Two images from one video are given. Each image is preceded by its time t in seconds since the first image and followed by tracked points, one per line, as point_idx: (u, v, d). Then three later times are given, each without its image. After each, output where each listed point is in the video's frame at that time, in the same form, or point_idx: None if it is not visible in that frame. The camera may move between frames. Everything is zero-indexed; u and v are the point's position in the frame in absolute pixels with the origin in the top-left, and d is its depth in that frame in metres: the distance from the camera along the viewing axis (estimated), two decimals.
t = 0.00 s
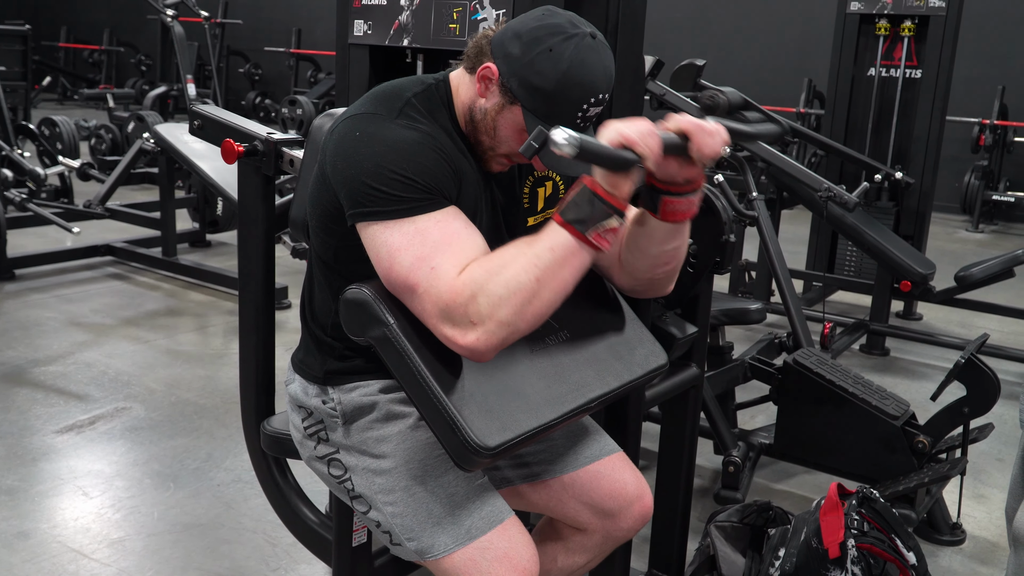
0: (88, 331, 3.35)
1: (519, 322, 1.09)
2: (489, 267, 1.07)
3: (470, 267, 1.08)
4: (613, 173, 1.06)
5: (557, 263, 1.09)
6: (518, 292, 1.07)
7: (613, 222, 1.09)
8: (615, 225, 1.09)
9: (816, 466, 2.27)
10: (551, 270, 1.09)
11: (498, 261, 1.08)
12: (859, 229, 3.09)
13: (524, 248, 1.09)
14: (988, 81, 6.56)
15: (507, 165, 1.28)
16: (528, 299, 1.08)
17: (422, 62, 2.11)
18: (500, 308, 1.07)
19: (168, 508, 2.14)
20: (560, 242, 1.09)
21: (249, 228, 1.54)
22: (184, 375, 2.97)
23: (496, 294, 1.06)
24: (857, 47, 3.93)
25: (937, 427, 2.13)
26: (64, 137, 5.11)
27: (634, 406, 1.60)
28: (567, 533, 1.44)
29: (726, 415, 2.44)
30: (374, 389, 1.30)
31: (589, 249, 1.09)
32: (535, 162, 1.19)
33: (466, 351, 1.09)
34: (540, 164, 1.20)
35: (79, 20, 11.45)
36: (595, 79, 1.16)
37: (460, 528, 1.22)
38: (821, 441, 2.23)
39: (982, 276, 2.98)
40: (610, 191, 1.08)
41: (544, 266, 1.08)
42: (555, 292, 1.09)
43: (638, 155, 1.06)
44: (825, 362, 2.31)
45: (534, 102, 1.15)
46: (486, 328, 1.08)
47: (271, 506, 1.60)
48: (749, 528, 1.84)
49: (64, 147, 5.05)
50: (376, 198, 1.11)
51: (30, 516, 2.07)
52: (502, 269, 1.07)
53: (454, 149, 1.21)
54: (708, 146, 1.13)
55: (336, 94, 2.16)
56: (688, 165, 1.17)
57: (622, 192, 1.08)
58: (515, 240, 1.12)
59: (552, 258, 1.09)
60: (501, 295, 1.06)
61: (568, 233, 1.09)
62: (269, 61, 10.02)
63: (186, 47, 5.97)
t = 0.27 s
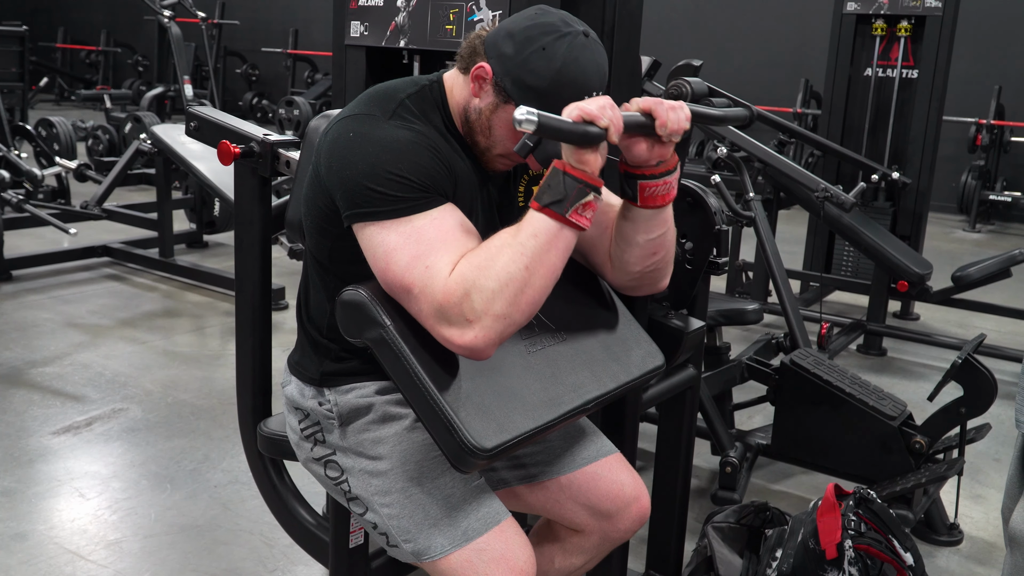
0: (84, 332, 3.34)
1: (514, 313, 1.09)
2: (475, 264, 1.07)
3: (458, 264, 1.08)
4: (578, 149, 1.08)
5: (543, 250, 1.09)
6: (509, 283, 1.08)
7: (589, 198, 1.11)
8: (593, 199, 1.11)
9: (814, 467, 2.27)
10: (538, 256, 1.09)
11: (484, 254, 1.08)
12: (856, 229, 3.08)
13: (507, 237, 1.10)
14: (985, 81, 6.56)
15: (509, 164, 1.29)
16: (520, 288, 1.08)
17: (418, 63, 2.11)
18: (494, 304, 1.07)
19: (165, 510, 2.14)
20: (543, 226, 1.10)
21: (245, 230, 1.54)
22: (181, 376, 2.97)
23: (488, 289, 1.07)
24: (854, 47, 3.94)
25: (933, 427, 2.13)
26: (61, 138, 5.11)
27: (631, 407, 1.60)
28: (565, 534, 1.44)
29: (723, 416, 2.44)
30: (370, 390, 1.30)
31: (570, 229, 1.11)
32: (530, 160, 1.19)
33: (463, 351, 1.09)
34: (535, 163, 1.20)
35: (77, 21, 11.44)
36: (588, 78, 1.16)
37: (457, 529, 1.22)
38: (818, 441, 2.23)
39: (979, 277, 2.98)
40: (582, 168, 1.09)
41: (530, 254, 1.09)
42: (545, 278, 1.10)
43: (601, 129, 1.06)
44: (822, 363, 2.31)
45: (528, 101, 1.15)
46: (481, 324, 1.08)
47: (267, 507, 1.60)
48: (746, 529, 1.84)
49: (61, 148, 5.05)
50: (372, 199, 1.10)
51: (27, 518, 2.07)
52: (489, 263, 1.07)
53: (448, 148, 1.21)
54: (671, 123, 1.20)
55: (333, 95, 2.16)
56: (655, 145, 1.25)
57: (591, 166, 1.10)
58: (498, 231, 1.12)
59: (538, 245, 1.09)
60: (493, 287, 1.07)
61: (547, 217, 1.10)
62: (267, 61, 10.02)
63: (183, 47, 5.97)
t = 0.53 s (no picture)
0: (83, 334, 3.34)
1: (513, 340, 1.09)
2: (499, 283, 1.07)
3: (474, 276, 1.08)
4: (642, 224, 1.08)
5: (564, 290, 1.10)
6: (518, 312, 1.07)
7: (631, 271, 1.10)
8: (632, 278, 1.10)
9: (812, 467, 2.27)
10: (557, 297, 1.09)
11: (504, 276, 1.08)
12: (854, 229, 3.08)
13: (541, 270, 1.10)
14: (982, 81, 6.57)
15: (508, 164, 1.28)
16: (528, 320, 1.08)
17: (415, 63, 2.11)
18: (497, 322, 1.07)
19: (163, 510, 2.14)
20: (577, 275, 1.10)
21: (243, 230, 1.54)
22: (180, 377, 2.97)
23: (495, 307, 1.07)
24: (852, 47, 3.94)
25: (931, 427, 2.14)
26: (59, 140, 5.11)
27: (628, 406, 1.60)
28: (563, 534, 1.44)
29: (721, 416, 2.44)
30: (368, 390, 1.30)
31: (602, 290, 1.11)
32: (528, 158, 1.19)
33: (460, 356, 1.09)
34: (534, 161, 1.20)
35: (74, 23, 11.43)
36: (585, 74, 1.16)
37: (455, 529, 1.22)
38: (816, 441, 2.24)
39: (977, 277, 2.99)
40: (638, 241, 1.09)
41: (552, 293, 1.09)
42: (556, 319, 1.10)
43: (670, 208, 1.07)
44: (821, 363, 2.32)
45: (525, 99, 1.15)
46: (481, 337, 1.07)
47: (265, 507, 1.60)
48: (745, 529, 1.84)
49: (59, 150, 5.05)
50: (369, 199, 1.11)
51: (25, 519, 2.07)
52: (506, 285, 1.08)
53: (446, 149, 1.21)
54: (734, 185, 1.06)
55: (331, 95, 2.16)
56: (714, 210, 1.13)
57: (648, 241, 1.09)
58: (527, 258, 1.12)
59: (560, 284, 1.09)
60: (501, 311, 1.07)
61: (583, 267, 1.09)
62: (265, 63, 10.02)
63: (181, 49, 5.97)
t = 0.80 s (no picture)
0: (82, 332, 3.34)
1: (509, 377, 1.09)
2: (540, 332, 1.08)
3: (499, 304, 1.09)
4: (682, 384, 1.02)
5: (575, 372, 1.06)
6: (527, 355, 1.07)
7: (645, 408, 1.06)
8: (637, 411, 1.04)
9: (810, 466, 2.27)
10: (568, 371, 1.06)
11: (534, 326, 1.09)
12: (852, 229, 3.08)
13: (581, 344, 1.08)
14: (982, 82, 6.58)
15: (507, 160, 1.27)
16: (529, 368, 1.08)
17: (414, 62, 2.11)
18: (504, 350, 1.08)
19: (162, 508, 2.14)
20: (596, 368, 1.05)
21: (241, 228, 1.54)
22: (179, 375, 2.97)
23: (508, 337, 1.08)
24: (851, 47, 3.94)
25: (930, 426, 2.14)
26: (58, 138, 5.11)
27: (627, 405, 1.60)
28: (562, 532, 1.44)
29: (720, 415, 2.45)
30: (367, 387, 1.30)
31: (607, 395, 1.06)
32: (527, 153, 1.19)
33: (463, 358, 1.10)
34: (533, 156, 1.20)
35: (73, 22, 11.43)
36: (582, 68, 1.15)
37: (454, 526, 1.22)
38: (814, 440, 2.24)
39: (976, 277, 2.98)
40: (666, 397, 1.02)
41: (566, 363, 1.06)
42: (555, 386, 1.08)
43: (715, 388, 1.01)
44: (819, 362, 2.32)
45: (521, 93, 1.15)
46: (484, 353, 1.08)
47: (264, 504, 1.60)
48: (743, 527, 1.84)
49: (58, 148, 5.04)
50: (371, 197, 1.11)
51: (24, 516, 2.07)
52: (531, 331, 1.08)
53: (449, 149, 1.21)
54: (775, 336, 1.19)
55: (330, 94, 2.16)
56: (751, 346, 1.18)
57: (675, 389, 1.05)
58: (580, 329, 1.10)
59: (576, 366, 1.06)
60: (511, 345, 1.07)
61: (605, 368, 1.05)
62: (264, 62, 10.02)
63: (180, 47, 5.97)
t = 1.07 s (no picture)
0: (81, 330, 3.34)
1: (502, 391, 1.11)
2: (547, 361, 1.10)
3: (513, 320, 1.11)
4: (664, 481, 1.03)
5: (566, 414, 1.09)
6: (527, 377, 1.10)
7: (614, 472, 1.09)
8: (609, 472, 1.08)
9: (809, 463, 2.27)
10: (557, 411, 1.09)
11: (546, 352, 1.11)
12: (852, 226, 3.09)
13: (583, 389, 1.10)
14: (981, 79, 6.57)
15: (506, 160, 1.28)
16: (524, 390, 1.10)
17: (413, 59, 2.11)
18: (509, 363, 1.10)
19: (161, 506, 2.14)
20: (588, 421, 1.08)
21: (240, 225, 1.54)
22: (178, 373, 2.97)
23: (516, 350, 1.10)
24: (850, 44, 3.94)
25: (929, 423, 2.14)
26: (57, 136, 5.11)
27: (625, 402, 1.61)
28: (560, 529, 1.43)
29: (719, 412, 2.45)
30: (366, 384, 1.29)
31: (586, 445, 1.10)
32: (528, 154, 1.19)
33: (470, 357, 1.11)
34: (534, 157, 1.20)
35: (72, 21, 11.42)
36: (586, 68, 1.15)
37: (453, 523, 1.22)
38: (814, 437, 2.24)
39: (975, 274, 2.98)
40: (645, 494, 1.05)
41: (561, 401, 1.09)
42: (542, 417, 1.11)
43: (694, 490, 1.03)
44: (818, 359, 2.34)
45: (525, 94, 1.15)
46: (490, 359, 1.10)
47: (263, 502, 1.60)
48: (742, 524, 1.84)
49: (57, 146, 5.05)
50: (378, 194, 1.11)
51: (23, 514, 2.07)
52: (541, 356, 1.10)
53: (453, 149, 1.21)
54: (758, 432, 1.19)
55: (328, 91, 2.16)
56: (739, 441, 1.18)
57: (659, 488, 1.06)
58: (584, 375, 1.11)
59: (568, 410, 1.09)
60: (516, 361, 1.09)
61: (597, 423, 1.08)
62: (263, 60, 10.02)
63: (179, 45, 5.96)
